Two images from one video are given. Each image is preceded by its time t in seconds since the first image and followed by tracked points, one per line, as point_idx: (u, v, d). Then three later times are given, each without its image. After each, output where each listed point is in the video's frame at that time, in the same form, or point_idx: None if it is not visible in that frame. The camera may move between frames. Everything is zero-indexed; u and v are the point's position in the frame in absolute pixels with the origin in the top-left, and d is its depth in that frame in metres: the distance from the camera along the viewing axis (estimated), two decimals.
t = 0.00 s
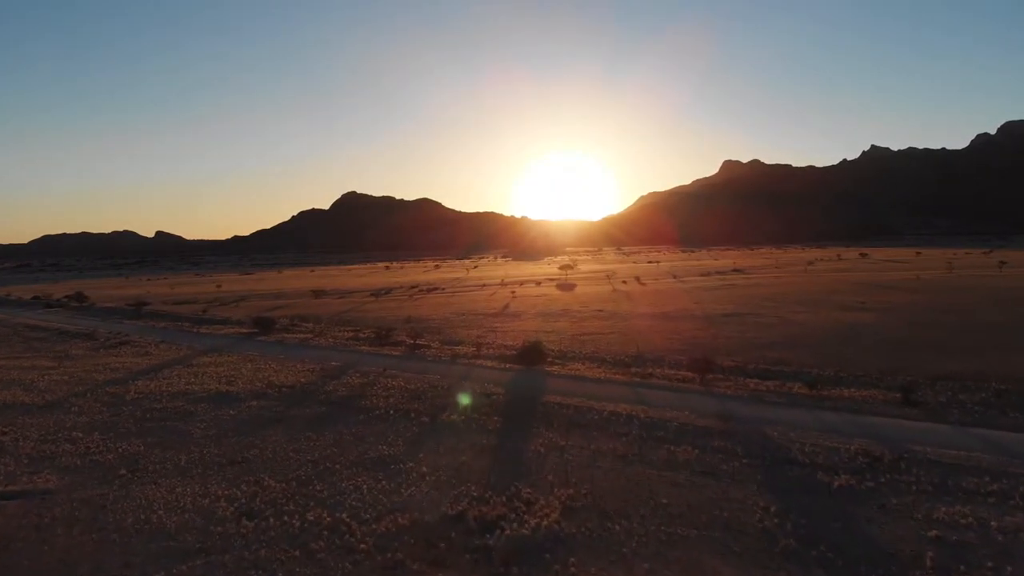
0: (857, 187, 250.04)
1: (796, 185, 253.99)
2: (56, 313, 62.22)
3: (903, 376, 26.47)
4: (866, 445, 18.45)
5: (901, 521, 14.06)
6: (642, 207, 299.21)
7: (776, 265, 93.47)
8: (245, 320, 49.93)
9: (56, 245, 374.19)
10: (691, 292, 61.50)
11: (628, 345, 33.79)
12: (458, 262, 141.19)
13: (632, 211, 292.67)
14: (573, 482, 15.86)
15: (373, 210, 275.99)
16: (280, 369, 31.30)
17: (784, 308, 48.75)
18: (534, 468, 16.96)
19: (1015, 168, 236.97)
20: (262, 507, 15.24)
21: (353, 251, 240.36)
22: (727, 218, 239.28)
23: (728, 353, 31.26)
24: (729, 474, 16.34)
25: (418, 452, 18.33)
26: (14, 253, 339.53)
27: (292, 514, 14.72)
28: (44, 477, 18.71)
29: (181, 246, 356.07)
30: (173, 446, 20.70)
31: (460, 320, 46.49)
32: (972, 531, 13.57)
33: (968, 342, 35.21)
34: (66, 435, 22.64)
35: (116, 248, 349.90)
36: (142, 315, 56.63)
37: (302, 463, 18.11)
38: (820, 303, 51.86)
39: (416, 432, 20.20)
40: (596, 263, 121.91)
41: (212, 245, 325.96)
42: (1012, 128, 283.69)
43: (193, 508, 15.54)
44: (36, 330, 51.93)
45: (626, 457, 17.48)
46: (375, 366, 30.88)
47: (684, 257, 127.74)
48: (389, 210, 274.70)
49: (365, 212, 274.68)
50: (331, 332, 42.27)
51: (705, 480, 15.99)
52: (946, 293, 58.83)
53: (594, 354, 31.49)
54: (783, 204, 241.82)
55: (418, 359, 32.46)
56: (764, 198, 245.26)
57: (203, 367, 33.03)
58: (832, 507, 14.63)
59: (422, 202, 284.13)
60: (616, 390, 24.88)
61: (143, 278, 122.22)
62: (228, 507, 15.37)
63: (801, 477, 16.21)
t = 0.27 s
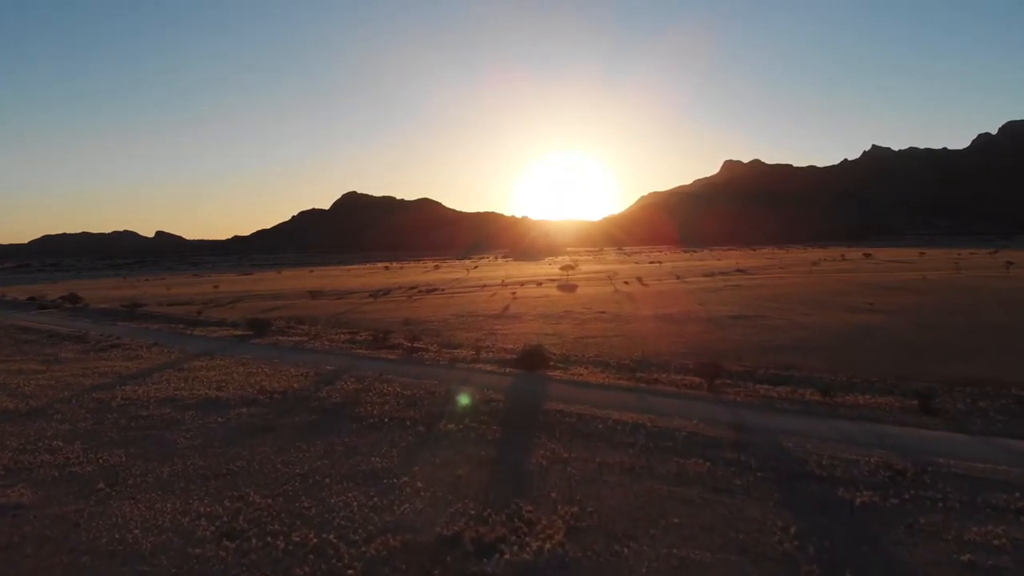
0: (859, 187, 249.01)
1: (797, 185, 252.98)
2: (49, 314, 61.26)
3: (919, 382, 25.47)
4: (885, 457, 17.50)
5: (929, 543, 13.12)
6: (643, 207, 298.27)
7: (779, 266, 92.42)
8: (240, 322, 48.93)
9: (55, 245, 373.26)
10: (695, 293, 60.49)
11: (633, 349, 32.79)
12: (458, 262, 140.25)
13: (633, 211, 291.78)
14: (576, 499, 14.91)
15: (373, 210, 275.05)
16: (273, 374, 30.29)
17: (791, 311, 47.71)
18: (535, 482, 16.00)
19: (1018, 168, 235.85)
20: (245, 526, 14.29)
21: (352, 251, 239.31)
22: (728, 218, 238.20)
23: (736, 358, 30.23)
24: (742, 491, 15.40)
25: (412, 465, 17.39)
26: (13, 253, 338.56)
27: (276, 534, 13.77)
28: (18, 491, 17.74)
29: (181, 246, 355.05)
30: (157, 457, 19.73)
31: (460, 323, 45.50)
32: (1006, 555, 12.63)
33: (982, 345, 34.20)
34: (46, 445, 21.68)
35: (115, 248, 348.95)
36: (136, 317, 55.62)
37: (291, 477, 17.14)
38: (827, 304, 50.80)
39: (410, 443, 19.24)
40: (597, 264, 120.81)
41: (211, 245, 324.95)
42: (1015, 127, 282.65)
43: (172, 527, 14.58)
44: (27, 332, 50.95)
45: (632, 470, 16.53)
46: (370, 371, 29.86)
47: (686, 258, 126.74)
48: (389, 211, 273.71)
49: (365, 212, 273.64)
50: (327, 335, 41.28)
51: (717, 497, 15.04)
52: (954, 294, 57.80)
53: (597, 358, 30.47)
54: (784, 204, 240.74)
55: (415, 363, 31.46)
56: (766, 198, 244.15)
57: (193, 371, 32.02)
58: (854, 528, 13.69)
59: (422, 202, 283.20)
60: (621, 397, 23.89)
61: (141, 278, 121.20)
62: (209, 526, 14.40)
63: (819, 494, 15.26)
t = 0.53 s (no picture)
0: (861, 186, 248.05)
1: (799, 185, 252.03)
2: (41, 315, 60.25)
3: (936, 388, 24.50)
4: (907, 471, 16.55)
5: (962, 569, 12.20)
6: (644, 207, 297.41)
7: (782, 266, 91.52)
8: (234, 324, 47.94)
9: (55, 245, 372.37)
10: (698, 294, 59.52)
11: (637, 352, 31.77)
12: (458, 262, 139.37)
13: (634, 211, 290.91)
14: (581, 518, 13.97)
15: (373, 210, 274.11)
16: (264, 378, 29.30)
17: (797, 312, 46.74)
18: (536, 498, 15.06)
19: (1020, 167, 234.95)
20: (227, 547, 13.34)
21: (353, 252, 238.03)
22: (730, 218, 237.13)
23: (744, 362, 29.24)
24: (757, 508, 14.45)
25: (407, 479, 16.43)
26: (12, 253, 337.64)
27: (259, 559, 12.82)
28: None
29: (181, 246, 354.02)
30: (138, 470, 18.76)
31: (459, 324, 44.52)
32: None
33: (996, 348, 33.22)
34: (25, 455, 20.70)
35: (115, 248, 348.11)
36: (129, 318, 54.63)
37: (277, 492, 16.16)
38: (832, 305, 49.84)
39: (406, 454, 18.28)
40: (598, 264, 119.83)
41: (211, 245, 324.05)
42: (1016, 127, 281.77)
43: (148, 549, 13.63)
44: (18, 334, 49.97)
45: (640, 485, 15.59)
46: (365, 376, 28.86)
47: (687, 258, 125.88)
48: (389, 210, 272.73)
49: (365, 212, 272.72)
50: (322, 337, 40.31)
51: (732, 516, 14.09)
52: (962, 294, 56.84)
53: (600, 362, 29.47)
54: (786, 203, 239.70)
55: (412, 367, 30.47)
56: (767, 198, 243.15)
57: (183, 376, 31.03)
58: (880, 551, 12.76)
59: (422, 202, 282.31)
60: (626, 404, 22.88)
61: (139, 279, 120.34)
62: (188, 548, 13.45)
63: (840, 513, 14.33)
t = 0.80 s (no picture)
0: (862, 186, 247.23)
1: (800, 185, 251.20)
2: (34, 317, 59.35)
3: (952, 395, 23.66)
4: (929, 485, 15.74)
5: None
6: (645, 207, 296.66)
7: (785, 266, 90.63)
8: (230, 325, 47.12)
9: (55, 245, 371.59)
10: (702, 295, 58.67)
11: (640, 356, 30.91)
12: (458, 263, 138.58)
13: (635, 211, 290.15)
14: (585, 537, 13.16)
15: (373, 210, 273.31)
16: (257, 383, 28.45)
17: (803, 313, 45.88)
18: (538, 514, 14.24)
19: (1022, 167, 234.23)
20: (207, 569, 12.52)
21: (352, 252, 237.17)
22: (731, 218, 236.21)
23: (751, 366, 28.36)
24: (772, 526, 13.64)
25: (401, 492, 15.62)
26: (11, 253, 336.81)
27: None
28: None
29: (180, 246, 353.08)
30: (121, 482, 17.94)
31: (458, 326, 43.67)
32: None
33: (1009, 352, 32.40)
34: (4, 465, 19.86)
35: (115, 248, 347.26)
36: (123, 320, 53.78)
37: (264, 507, 15.33)
38: (838, 307, 48.96)
39: (401, 465, 17.45)
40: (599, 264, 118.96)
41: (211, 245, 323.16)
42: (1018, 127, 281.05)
43: (125, 569, 12.81)
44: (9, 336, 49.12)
45: (647, 500, 14.77)
46: (361, 380, 28.01)
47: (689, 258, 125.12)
48: (389, 211, 271.85)
49: (365, 212, 271.85)
50: (319, 339, 39.44)
51: (745, 534, 13.27)
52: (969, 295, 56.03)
53: (603, 366, 28.62)
54: (788, 203, 238.83)
55: (409, 371, 29.61)
56: (769, 198, 242.23)
57: (174, 380, 30.19)
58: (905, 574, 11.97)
59: (422, 202, 281.47)
60: (630, 410, 22.04)
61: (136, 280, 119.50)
62: (167, 569, 12.64)
63: (860, 531, 13.52)
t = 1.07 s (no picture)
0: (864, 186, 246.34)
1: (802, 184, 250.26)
2: (27, 318, 58.37)
3: (972, 402, 22.66)
4: (958, 502, 14.77)
5: None
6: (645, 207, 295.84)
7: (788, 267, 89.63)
8: (224, 327, 46.13)
9: (54, 245, 370.60)
10: (705, 296, 57.72)
11: (645, 359, 29.92)
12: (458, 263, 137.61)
13: (635, 211, 289.35)
14: (591, 562, 12.20)
15: (373, 210, 272.43)
16: (249, 389, 27.48)
17: (810, 315, 44.89)
18: (541, 536, 13.25)
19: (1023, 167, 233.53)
20: None
21: (352, 252, 236.19)
22: (732, 218, 235.16)
23: (760, 371, 27.33)
24: (792, 550, 12.68)
25: (395, 510, 14.66)
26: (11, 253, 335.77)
27: None
28: None
29: (180, 246, 352.04)
30: (98, 497, 16.97)
31: (457, 328, 42.69)
32: None
33: None
34: None
35: (115, 249, 346.27)
36: (116, 321, 52.80)
37: (248, 526, 14.38)
38: (845, 309, 47.96)
39: (395, 479, 16.49)
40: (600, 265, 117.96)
41: (211, 245, 322.08)
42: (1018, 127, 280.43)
43: None
44: None
45: (656, 520, 13.82)
46: (356, 385, 27.03)
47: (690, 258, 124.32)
48: (389, 211, 270.90)
49: (365, 212, 270.83)
50: (314, 342, 38.44)
51: (764, 558, 12.32)
52: (977, 297, 55.11)
53: (607, 370, 27.62)
54: (789, 203, 237.82)
55: (405, 375, 28.60)
56: (770, 197, 241.15)
57: (163, 385, 29.22)
58: None
59: (422, 202, 280.68)
60: (637, 418, 21.07)
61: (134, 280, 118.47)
62: None
63: (888, 557, 12.58)
